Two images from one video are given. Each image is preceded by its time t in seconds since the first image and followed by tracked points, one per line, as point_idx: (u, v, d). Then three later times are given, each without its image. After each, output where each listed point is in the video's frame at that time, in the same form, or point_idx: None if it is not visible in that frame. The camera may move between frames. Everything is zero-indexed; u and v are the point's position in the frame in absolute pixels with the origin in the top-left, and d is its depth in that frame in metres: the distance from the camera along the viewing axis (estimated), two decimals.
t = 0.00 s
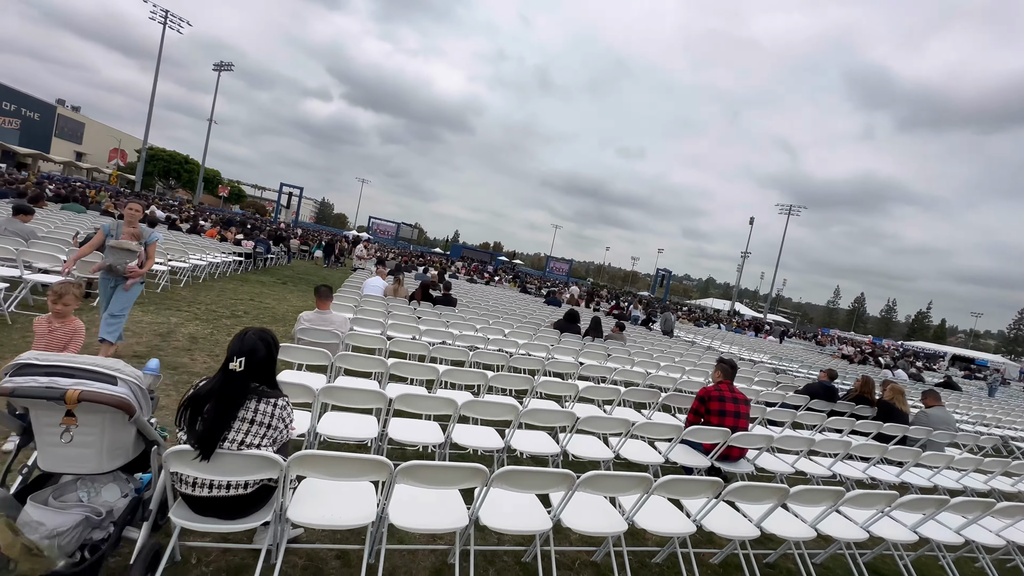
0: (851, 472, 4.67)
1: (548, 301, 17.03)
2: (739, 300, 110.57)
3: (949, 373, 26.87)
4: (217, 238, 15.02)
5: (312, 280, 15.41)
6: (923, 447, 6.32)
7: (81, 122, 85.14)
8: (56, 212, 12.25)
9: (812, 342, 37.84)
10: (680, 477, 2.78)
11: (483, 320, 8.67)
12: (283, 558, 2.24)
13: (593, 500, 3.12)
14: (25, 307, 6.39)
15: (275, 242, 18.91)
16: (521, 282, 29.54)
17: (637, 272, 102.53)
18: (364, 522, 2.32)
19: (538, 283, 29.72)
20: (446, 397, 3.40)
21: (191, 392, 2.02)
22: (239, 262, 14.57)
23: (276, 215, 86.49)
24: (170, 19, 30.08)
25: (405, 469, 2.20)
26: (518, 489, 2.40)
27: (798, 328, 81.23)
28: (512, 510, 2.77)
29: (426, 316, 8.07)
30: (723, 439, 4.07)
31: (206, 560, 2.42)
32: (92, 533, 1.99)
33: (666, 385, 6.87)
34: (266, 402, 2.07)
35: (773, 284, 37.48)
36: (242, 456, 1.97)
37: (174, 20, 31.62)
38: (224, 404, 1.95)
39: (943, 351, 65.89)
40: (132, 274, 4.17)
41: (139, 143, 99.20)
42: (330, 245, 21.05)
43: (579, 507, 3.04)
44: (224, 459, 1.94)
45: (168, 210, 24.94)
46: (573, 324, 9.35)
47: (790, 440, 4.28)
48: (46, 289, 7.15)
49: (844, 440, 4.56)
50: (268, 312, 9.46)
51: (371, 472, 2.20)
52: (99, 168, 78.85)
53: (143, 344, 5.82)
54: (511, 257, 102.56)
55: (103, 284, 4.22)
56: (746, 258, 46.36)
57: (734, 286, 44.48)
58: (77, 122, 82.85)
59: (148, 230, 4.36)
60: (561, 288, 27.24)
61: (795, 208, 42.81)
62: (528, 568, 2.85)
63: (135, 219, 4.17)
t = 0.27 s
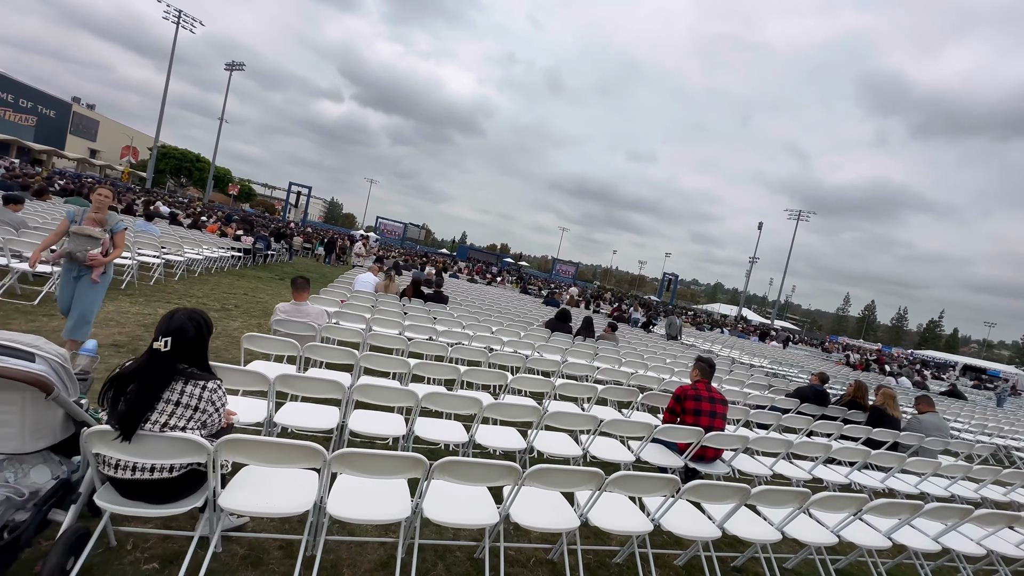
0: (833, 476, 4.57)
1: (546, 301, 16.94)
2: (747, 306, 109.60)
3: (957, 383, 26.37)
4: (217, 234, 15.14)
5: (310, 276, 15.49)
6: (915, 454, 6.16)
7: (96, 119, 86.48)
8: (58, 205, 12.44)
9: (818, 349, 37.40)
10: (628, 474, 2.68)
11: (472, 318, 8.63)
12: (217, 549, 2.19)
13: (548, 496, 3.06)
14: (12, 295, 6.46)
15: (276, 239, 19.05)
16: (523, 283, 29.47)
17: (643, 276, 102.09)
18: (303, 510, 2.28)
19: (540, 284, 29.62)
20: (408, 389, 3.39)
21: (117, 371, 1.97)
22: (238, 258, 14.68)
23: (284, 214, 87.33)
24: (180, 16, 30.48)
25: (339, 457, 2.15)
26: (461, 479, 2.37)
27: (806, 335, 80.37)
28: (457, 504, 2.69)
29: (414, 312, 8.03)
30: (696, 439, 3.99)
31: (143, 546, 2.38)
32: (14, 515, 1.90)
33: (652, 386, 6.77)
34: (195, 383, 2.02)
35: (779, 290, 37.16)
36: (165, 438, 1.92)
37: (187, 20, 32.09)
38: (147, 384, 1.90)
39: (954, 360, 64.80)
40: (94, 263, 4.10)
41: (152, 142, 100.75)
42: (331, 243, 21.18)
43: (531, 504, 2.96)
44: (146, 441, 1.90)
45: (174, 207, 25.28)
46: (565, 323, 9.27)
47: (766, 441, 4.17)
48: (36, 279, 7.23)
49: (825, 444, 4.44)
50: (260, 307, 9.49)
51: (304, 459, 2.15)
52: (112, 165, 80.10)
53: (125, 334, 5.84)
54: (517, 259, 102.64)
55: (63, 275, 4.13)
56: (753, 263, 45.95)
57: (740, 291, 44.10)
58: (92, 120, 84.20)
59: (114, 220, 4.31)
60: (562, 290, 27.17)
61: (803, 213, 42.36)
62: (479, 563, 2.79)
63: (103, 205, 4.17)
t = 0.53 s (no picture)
0: (815, 484, 4.46)
1: (544, 304, 16.87)
2: (754, 312, 108.62)
3: (964, 393, 25.91)
4: (217, 233, 15.27)
5: (308, 276, 15.56)
6: (906, 463, 6.01)
7: (109, 120, 87.81)
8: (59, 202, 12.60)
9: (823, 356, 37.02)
10: (579, 476, 2.60)
11: (461, 318, 8.59)
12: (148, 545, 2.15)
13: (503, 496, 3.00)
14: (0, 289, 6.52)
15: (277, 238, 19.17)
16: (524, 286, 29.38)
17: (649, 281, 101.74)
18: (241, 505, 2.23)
19: (541, 288, 29.54)
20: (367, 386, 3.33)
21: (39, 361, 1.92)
22: (236, 256, 14.78)
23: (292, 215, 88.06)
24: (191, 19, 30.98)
25: (272, 453, 2.11)
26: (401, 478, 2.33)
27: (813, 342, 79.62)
28: (403, 503, 2.62)
29: (402, 312, 8.00)
30: (669, 442, 3.93)
31: (80, 540, 2.35)
32: None
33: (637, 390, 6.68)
34: (123, 374, 2.00)
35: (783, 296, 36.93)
36: (89, 428, 1.88)
37: (196, 23, 32.60)
38: (71, 373, 1.86)
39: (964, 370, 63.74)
40: (50, 257, 4.19)
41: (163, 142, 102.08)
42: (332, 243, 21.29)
43: (482, 503, 2.89)
44: (68, 431, 1.85)
45: (180, 206, 25.57)
46: (555, 325, 9.20)
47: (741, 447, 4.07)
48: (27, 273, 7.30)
49: (804, 450, 4.33)
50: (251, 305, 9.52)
51: (237, 454, 2.10)
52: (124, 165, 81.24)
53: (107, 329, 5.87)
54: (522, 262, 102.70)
55: (16, 270, 4.18)
56: (757, 269, 45.76)
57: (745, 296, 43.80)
58: (105, 120, 85.54)
59: (74, 213, 4.43)
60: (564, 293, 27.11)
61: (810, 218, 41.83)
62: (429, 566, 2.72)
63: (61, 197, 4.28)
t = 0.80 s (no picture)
0: (795, 486, 4.35)
1: (541, 305, 16.79)
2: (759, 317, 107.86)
3: (970, 401, 25.48)
4: (215, 230, 15.34)
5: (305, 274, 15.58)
6: (895, 467, 5.85)
7: (119, 120, 88.95)
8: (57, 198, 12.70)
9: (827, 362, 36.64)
10: (525, 468, 2.53)
11: (448, 316, 8.53)
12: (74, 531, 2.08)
13: (454, 488, 2.93)
14: None
15: (277, 236, 19.24)
16: (524, 287, 29.31)
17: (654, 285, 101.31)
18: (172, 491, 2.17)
19: (541, 290, 29.45)
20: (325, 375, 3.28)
21: None
22: (233, 254, 14.83)
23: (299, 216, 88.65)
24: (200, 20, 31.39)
25: (200, 436, 2.05)
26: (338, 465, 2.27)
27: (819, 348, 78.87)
28: (344, 493, 2.53)
29: (388, 308, 7.94)
30: (640, 440, 3.80)
31: (12, 524, 2.30)
32: None
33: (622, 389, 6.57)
34: (42, 352, 1.95)
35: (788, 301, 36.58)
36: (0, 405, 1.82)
37: (206, 24, 32.89)
38: None
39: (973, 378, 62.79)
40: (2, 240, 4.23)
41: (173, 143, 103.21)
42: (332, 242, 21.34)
43: (430, 495, 2.81)
44: None
45: (184, 205, 25.77)
46: (545, 324, 9.12)
47: (715, 445, 3.95)
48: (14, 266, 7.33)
49: (783, 449, 4.19)
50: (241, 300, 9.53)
51: (163, 438, 2.04)
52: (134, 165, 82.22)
53: (86, 320, 5.86)
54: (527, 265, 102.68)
55: None
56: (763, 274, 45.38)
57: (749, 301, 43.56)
58: (116, 121, 86.67)
59: (22, 199, 4.46)
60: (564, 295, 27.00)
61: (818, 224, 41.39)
62: (376, 559, 2.65)
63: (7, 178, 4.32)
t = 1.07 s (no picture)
0: (770, 491, 4.27)
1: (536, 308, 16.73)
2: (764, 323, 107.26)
3: (974, 409, 25.13)
4: (212, 231, 15.42)
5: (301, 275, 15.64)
6: (880, 474, 5.76)
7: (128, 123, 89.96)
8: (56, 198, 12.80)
9: (831, 369, 36.36)
10: (469, 464, 2.48)
11: (435, 317, 8.53)
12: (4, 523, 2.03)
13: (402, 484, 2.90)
14: None
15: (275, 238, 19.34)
16: (523, 290, 29.24)
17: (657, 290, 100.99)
18: (102, 482, 2.17)
19: (541, 293, 29.38)
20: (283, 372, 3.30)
21: None
22: (229, 254, 14.90)
23: (304, 219, 89.29)
24: (208, 24, 31.70)
25: (127, 427, 2.03)
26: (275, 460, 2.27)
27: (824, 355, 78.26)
28: (281, 489, 2.49)
29: (374, 309, 7.93)
30: (607, 441, 3.74)
31: None
32: None
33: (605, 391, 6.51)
34: None
35: (790, 306, 36.38)
36: None
37: (214, 30, 33.32)
38: None
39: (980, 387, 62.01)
40: None
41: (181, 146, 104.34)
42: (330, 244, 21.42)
43: (375, 492, 2.78)
44: None
45: (187, 206, 26.00)
46: (533, 326, 9.07)
47: (684, 447, 3.88)
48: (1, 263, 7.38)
49: (756, 452, 4.10)
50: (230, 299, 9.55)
51: (91, 429, 2.03)
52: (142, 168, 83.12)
53: (67, 317, 5.88)
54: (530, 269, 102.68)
55: None
56: (765, 280, 45.19)
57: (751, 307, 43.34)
58: (125, 124, 87.78)
59: None
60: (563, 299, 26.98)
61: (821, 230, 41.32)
62: (322, 557, 2.61)
63: None
